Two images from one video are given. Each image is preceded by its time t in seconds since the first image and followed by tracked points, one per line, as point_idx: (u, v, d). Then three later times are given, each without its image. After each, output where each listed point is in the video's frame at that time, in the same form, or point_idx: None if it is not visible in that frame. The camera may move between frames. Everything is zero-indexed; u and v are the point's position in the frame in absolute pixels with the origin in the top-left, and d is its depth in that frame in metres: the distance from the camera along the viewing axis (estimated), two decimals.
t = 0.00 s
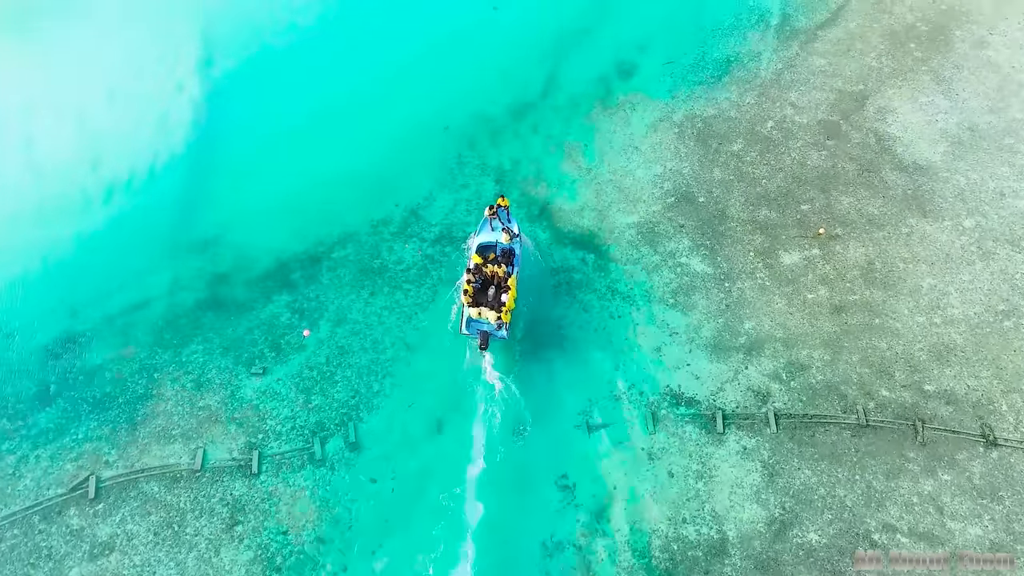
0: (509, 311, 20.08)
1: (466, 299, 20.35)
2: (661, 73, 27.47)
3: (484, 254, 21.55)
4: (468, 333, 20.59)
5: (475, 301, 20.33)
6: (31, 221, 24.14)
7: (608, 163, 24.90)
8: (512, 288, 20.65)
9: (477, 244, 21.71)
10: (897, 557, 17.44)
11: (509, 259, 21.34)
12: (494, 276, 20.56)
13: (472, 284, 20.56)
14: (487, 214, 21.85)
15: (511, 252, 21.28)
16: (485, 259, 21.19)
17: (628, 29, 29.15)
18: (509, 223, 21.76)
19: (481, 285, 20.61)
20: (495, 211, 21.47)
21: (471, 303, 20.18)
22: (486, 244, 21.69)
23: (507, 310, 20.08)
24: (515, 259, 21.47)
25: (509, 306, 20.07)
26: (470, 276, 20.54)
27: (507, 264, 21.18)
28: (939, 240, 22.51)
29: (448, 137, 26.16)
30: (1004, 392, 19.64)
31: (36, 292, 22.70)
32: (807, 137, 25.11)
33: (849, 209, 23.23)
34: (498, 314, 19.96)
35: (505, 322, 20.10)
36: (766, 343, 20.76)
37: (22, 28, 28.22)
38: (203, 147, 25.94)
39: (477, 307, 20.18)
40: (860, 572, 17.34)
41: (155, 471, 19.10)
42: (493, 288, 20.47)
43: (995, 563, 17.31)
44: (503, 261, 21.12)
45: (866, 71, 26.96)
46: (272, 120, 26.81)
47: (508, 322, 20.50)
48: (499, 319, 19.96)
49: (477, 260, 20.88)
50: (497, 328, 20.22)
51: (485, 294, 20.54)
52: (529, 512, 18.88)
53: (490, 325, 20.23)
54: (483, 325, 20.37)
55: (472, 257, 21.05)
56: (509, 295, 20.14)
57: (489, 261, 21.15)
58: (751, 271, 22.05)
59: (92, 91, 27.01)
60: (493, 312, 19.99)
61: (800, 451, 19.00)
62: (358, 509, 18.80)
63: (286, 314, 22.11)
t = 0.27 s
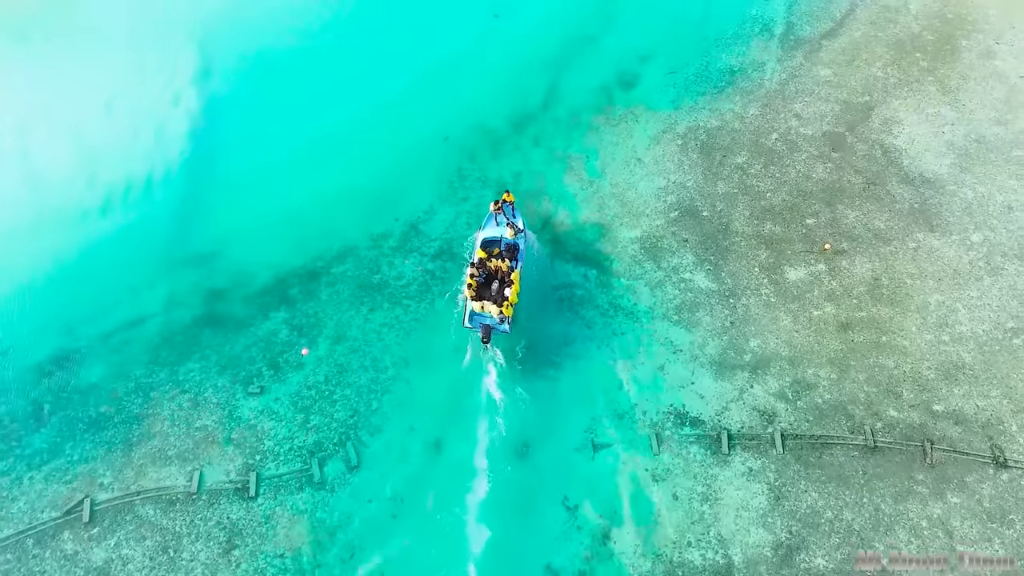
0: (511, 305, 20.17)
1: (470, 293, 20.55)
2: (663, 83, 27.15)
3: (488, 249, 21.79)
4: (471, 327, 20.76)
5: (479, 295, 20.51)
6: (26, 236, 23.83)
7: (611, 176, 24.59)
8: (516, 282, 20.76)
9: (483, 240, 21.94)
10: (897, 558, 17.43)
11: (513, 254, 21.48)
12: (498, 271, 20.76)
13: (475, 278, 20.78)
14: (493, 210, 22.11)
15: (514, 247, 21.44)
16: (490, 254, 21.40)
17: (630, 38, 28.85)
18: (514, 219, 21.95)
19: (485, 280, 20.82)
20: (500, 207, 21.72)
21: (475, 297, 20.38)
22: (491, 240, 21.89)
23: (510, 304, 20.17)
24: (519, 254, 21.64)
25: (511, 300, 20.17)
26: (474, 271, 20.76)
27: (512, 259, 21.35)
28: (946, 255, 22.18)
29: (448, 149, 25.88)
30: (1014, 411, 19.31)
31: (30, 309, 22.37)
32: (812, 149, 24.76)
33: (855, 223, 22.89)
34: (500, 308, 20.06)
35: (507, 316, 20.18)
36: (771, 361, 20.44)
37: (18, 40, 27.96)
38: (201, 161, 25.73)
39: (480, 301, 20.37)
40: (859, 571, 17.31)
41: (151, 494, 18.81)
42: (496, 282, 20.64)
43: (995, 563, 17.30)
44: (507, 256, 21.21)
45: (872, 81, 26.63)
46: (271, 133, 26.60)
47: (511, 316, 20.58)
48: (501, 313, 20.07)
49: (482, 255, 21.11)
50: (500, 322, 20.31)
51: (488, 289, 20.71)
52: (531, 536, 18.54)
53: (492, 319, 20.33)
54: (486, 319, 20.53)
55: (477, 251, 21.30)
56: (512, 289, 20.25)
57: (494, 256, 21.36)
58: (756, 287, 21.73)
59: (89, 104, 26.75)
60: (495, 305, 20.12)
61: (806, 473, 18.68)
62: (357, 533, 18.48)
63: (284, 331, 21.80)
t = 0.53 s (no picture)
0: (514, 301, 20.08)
1: (473, 287, 20.30)
2: (666, 93, 26.88)
3: (492, 244, 21.49)
4: (474, 320, 20.59)
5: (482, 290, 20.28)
6: (21, 248, 23.53)
7: (613, 188, 24.33)
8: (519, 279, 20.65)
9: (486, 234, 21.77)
10: (897, 558, 17.56)
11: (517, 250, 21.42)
12: (502, 266, 20.55)
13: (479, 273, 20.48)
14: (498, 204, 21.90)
15: (519, 243, 21.24)
16: (494, 249, 21.16)
17: (632, 47, 28.56)
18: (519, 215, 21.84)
19: (489, 275, 20.53)
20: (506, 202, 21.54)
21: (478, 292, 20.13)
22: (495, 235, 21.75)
23: (513, 300, 20.09)
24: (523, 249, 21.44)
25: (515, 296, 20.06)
26: (478, 265, 20.50)
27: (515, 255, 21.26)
28: (953, 270, 21.91)
29: (448, 160, 25.63)
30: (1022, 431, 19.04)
31: (25, 324, 22.11)
32: (816, 160, 24.46)
33: (861, 237, 22.61)
34: (503, 304, 19.97)
35: (510, 311, 20.10)
36: (777, 379, 20.16)
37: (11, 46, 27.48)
38: (198, 172, 25.47)
39: (482, 296, 20.18)
40: (858, 571, 17.46)
41: (147, 515, 18.58)
42: (500, 278, 20.46)
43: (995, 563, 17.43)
44: (511, 252, 21.03)
45: (877, 92, 26.33)
46: (270, 143, 26.30)
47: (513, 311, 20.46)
48: (504, 308, 19.97)
49: (486, 249, 20.87)
50: (502, 317, 20.21)
51: (492, 284, 20.50)
52: (533, 557, 18.26)
53: (495, 314, 20.22)
54: (489, 314, 20.36)
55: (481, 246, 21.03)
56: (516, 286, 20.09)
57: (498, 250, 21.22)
58: (761, 302, 21.45)
59: (84, 113, 26.41)
60: (499, 301, 19.97)
61: (812, 493, 18.42)
62: (357, 554, 18.24)
63: (283, 346, 21.55)
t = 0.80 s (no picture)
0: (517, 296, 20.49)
1: (478, 281, 20.69)
2: (668, 105, 26.61)
3: (498, 239, 22.00)
4: (477, 314, 21.02)
5: (487, 285, 20.67)
6: (18, 265, 23.36)
7: (615, 202, 24.06)
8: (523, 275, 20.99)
9: (492, 230, 22.00)
10: (897, 558, 17.58)
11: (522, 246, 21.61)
12: (506, 262, 20.88)
13: (483, 268, 20.88)
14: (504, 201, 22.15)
15: (524, 239, 21.63)
16: (500, 244, 21.59)
17: (634, 58, 28.29)
18: (525, 212, 22.05)
19: (493, 270, 20.92)
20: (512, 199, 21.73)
21: (482, 287, 20.49)
22: (501, 231, 21.97)
23: (516, 295, 20.46)
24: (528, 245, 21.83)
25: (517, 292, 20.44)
26: (483, 260, 20.86)
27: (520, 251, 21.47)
28: (960, 286, 21.64)
29: (449, 174, 25.39)
30: None
31: (22, 343, 21.93)
32: (821, 174, 24.17)
33: (867, 252, 22.34)
34: (506, 299, 20.36)
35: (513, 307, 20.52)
36: (782, 398, 19.88)
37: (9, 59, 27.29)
38: (196, 187, 25.27)
39: (486, 291, 20.56)
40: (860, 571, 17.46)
41: (144, 540, 18.34)
42: (504, 273, 20.82)
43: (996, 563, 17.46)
44: (516, 247, 21.45)
45: (881, 104, 26.05)
46: (269, 157, 26.09)
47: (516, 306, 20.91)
48: (507, 304, 20.39)
49: (491, 245, 21.22)
50: (505, 312, 20.63)
51: (496, 279, 20.89)
52: None
53: (498, 309, 20.65)
54: (492, 308, 20.80)
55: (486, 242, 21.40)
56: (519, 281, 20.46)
57: (503, 247, 21.40)
58: (765, 320, 21.19)
59: (81, 127, 26.16)
60: (502, 296, 20.34)
61: (819, 517, 18.16)
62: None
63: (281, 365, 21.29)
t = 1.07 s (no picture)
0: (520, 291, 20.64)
1: (482, 277, 20.99)
2: (671, 116, 26.40)
3: (503, 237, 22.25)
4: (481, 310, 21.13)
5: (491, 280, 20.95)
6: (14, 279, 23.10)
7: (618, 216, 23.85)
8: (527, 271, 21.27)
9: (498, 227, 22.26)
10: (897, 558, 17.65)
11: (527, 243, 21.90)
12: (511, 258, 21.22)
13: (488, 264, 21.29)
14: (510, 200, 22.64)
15: (529, 236, 21.89)
16: (504, 241, 21.86)
17: (637, 68, 28.08)
18: (530, 209, 22.43)
19: (497, 266, 21.29)
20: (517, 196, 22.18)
21: (486, 281, 20.79)
22: (506, 228, 22.27)
23: (519, 290, 20.61)
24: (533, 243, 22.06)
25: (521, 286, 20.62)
26: (488, 257, 21.21)
27: (525, 247, 21.75)
28: (966, 302, 21.43)
29: (449, 187, 25.21)
30: None
31: (18, 360, 21.69)
32: (825, 187, 23.92)
33: (872, 267, 22.11)
34: (510, 294, 20.51)
35: (517, 302, 20.64)
36: (787, 417, 19.67)
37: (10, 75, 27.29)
38: (195, 199, 25.03)
39: (490, 286, 20.78)
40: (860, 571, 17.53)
41: (142, 562, 18.18)
42: (508, 269, 21.12)
43: (994, 563, 17.51)
44: (521, 244, 21.69)
45: (886, 115, 25.82)
46: (268, 168, 25.85)
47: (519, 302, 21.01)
48: (511, 298, 20.52)
49: (497, 242, 21.65)
50: (509, 308, 20.73)
51: (500, 275, 21.16)
52: None
53: (502, 304, 20.74)
54: (495, 304, 20.91)
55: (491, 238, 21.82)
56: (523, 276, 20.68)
57: (508, 243, 21.67)
58: (769, 337, 20.98)
59: (79, 140, 25.94)
60: (505, 291, 20.55)
61: (824, 538, 17.97)
62: None
63: (281, 382, 21.08)
